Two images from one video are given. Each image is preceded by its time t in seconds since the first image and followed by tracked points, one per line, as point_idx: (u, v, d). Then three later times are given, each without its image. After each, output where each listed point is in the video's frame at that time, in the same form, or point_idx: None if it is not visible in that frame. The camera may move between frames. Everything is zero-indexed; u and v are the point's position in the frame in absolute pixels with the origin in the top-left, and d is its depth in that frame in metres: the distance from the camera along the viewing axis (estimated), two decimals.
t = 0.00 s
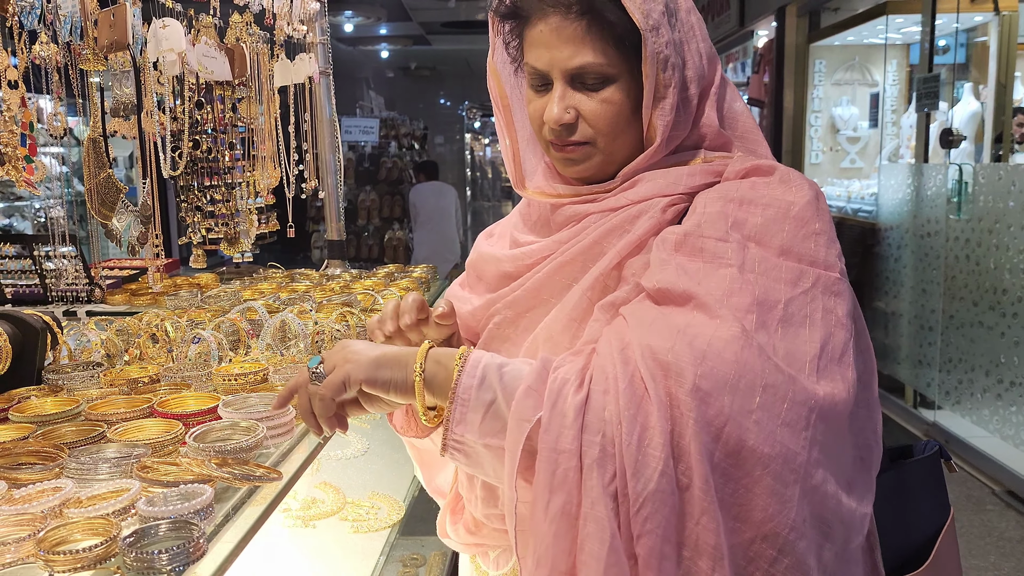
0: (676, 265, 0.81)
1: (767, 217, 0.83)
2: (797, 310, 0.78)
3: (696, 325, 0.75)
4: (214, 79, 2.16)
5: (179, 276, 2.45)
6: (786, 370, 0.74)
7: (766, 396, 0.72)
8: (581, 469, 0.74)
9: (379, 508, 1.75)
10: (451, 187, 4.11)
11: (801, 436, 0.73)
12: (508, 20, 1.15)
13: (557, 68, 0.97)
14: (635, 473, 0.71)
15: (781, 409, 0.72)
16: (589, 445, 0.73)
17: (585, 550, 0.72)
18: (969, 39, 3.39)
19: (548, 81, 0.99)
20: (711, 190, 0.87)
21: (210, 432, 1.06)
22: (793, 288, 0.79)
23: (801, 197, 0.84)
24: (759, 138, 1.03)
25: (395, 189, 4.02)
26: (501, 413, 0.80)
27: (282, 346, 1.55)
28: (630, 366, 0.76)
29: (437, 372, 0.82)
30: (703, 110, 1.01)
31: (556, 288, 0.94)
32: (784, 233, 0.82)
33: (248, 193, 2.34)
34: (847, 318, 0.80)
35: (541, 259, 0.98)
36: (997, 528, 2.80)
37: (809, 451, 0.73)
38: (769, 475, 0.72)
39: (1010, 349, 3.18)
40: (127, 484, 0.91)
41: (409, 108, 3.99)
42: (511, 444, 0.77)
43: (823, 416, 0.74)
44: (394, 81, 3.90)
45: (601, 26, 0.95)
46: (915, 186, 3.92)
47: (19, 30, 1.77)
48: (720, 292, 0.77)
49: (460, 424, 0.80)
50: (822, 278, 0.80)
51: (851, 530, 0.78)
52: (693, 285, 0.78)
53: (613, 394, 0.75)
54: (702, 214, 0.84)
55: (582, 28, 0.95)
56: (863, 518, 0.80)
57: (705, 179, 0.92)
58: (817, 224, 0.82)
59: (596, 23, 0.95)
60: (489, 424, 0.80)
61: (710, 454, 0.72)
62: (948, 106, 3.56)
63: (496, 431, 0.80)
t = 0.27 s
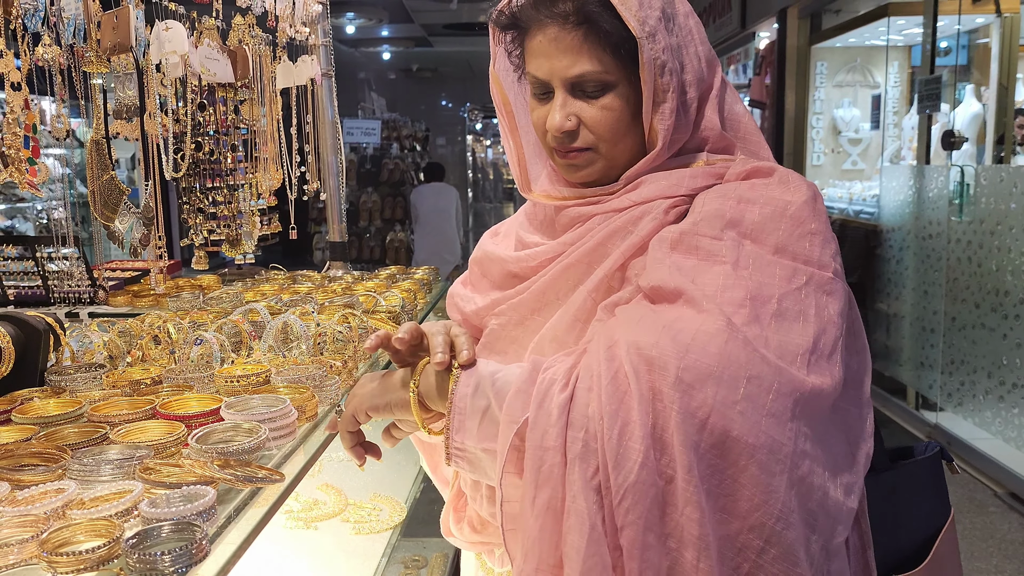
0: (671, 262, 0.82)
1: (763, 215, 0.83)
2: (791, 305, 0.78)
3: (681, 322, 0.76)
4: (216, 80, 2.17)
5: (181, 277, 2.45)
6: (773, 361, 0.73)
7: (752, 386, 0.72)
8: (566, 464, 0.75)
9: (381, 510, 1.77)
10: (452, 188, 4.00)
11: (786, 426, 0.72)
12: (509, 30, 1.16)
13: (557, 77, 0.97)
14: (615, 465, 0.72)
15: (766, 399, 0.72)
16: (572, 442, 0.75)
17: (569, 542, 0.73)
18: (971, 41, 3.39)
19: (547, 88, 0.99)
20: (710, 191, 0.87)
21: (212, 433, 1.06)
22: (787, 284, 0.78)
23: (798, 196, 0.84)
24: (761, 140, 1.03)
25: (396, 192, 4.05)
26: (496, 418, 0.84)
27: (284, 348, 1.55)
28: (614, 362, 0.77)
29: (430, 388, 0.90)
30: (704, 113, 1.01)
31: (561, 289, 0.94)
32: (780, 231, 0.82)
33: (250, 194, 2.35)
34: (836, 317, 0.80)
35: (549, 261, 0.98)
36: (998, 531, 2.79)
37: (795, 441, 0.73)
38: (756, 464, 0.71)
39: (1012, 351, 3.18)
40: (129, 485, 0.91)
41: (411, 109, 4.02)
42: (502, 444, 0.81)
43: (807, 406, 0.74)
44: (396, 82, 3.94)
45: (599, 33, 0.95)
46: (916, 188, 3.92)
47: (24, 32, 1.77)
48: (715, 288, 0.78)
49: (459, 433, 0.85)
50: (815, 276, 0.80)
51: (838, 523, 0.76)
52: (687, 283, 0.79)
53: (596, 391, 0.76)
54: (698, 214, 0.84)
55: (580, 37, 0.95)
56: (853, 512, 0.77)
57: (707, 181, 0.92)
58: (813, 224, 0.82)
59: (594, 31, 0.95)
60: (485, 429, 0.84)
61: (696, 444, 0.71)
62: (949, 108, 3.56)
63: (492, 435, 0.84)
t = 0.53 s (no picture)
0: (679, 260, 0.81)
1: (767, 213, 0.83)
2: (797, 301, 0.78)
3: (696, 319, 0.76)
4: (217, 81, 2.17)
5: (181, 277, 2.45)
6: (785, 355, 0.74)
7: (767, 379, 0.72)
8: (585, 459, 0.75)
9: (381, 510, 1.77)
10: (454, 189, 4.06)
11: (801, 419, 0.73)
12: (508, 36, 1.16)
13: (558, 80, 0.97)
14: (636, 460, 0.72)
15: (781, 393, 0.72)
16: (591, 437, 0.75)
17: (589, 536, 0.73)
18: (972, 42, 3.39)
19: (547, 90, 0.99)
20: (713, 190, 0.88)
21: (213, 432, 1.06)
22: (792, 281, 0.79)
23: (800, 194, 0.84)
24: (758, 140, 1.03)
25: (397, 192, 4.00)
26: (511, 415, 0.83)
27: (285, 348, 1.55)
28: (631, 357, 0.76)
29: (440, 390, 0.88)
30: (702, 114, 1.01)
31: (564, 288, 0.94)
32: (783, 229, 0.82)
33: (250, 194, 2.35)
34: (842, 311, 0.80)
35: (550, 261, 0.98)
36: (998, 531, 2.79)
37: (808, 435, 0.73)
38: (771, 458, 0.72)
39: (1013, 352, 3.18)
40: (130, 485, 0.91)
41: (411, 110, 4.02)
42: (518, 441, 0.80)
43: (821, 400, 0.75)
44: (397, 83, 3.93)
45: (599, 36, 0.95)
46: (917, 189, 3.92)
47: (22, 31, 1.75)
48: (723, 285, 0.78)
49: (474, 428, 0.84)
50: (820, 272, 0.80)
51: (848, 513, 0.77)
52: (697, 280, 0.79)
53: (614, 386, 0.75)
54: (703, 212, 0.84)
55: (581, 40, 0.95)
56: (860, 502, 0.79)
57: (708, 180, 0.92)
58: (815, 221, 0.83)
59: (594, 34, 0.95)
60: (501, 425, 0.84)
61: (714, 438, 0.72)
62: (950, 108, 3.56)
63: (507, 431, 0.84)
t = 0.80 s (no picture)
0: (687, 261, 0.81)
1: (770, 214, 0.83)
2: (802, 301, 0.78)
3: (707, 319, 0.76)
4: (218, 82, 2.17)
5: (182, 278, 2.46)
6: (796, 358, 0.74)
7: (784, 383, 0.72)
8: (611, 462, 0.74)
9: (382, 510, 1.77)
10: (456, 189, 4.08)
11: (816, 420, 0.73)
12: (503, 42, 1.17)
13: (556, 83, 0.97)
14: (664, 464, 0.71)
15: (797, 396, 0.73)
16: (617, 442, 0.74)
17: (615, 538, 0.73)
18: (973, 43, 3.39)
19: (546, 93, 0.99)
20: (714, 191, 0.88)
21: (214, 433, 1.07)
22: (797, 281, 0.79)
23: (800, 195, 0.85)
24: (750, 142, 1.03)
25: (399, 192, 3.99)
26: (523, 425, 0.80)
27: (285, 348, 1.56)
28: (651, 360, 0.76)
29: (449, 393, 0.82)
30: (695, 115, 1.02)
31: (566, 288, 0.94)
32: (786, 229, 0.82)
33: (250, 195, 2.36)
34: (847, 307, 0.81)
35: (549, 262, 0.98)
36: (1000, 532, 2.79)
37: (825, 437, 0.74)
38: (789, 459, 0.72)
39: (1015, 353, 3.17)
40: (131, 484, 0.91)
41: (412, 111, 4.01)
42: (539, 447, 0.78)
43: (835, 403, 0.75)
44: (398, 84, 3.94)
45: (596, 38, 0.95)
46: (918, 189, 3.92)
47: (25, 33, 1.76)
48: (729, 286, 0.78)
49: (483, 441, 0.81)
50: (823, 271, 0.81)
51: (862, 510, 0.78)
52: (706, 280, 0.78)
53: (638, 390, 0.75)
54: (707, 213, 0.84)
55: (578, 42, 0.96)
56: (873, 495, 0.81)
57: (706, 180, 0.93)
58: (815, 221, 0.83)
59: (591, 36, 0.95)
60: (512, 436, 0.81)
61: (735, 441, 0.72)
62: (952, 109, 3.56)
63: (518, 441, 0.81)
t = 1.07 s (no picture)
0: (685, 257, 0.81)
1: (766, 210, 0.84)
2: (798, 297, 0.78)
3: (708, 314, 0.76)
4: (220, 81, 2.18)
5: (185, 277, 2.46)
6: (794, 352, 0.75)
7: (784, 375, 0.73)
8: (618, 451, 0.74)
9: (383, 509, 1.77)
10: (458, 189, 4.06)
11: (816, 411, 0.74)
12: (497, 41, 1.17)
13: (549, 78, 0.97)
14: (670, 453, 0.72)
15: (797, 388, 0.73)
16: (625, 432, 0.74)
17: (622, 528, 0.73)
18: (974, 42, 3.39)
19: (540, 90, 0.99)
20: (711, 187, 0.88)
21: (215, 431, 1.07)
22: (793, 276, 0.79)
23: (795, 191, 0.85)
24: (742, 140, 1.03)
25: (400, 193, 4.04)
26: (528, 415, 0.79)
27: (287, 347, 1.55)
28: (656, 352, 0.76)
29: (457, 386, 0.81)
30: (688, 114, 1.02)
31: (565, 286, 0.94)
32: (782, 225, 0.82)
33: (254, 194, 2.36)
34: (841, 302, 0.81)
35: (546, 262, 0.98)
36: (1000, 531, 2.80)
37: (824, 428, 0.74)
38: (791, 450, 0.72)
39: (1015, 352, 3.17)
40: (133, 482, 0.91)
41: (414, 111, 4.02)
42: (546, 438, 0.76)
43: (834, 396, 0.76)
44: (400, 83, 3.96)
45: (592, 34, 0.96)
46: (919, 189, 3.92)
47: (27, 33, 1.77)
48: (726, 282, 0.78)
49: (487, 432, 0.80)
50: (819, 266, 0.81)
51: (862, 501, 0.78)
52: (704, 276, 0.79)
53: (644, 381, 0.75)
54: (704, 209, 0.85)
55: (571, 36, 0.96)
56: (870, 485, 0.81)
57: (701, 178, 0.93)
58: (810, 217, 0.83)
59: (586, 32, 0.96)
60: (516, 428, 0.79)
61: (737, 432, 0.72)
62: (953, 109, 3.55)
63: (523, 433, 0.80)
